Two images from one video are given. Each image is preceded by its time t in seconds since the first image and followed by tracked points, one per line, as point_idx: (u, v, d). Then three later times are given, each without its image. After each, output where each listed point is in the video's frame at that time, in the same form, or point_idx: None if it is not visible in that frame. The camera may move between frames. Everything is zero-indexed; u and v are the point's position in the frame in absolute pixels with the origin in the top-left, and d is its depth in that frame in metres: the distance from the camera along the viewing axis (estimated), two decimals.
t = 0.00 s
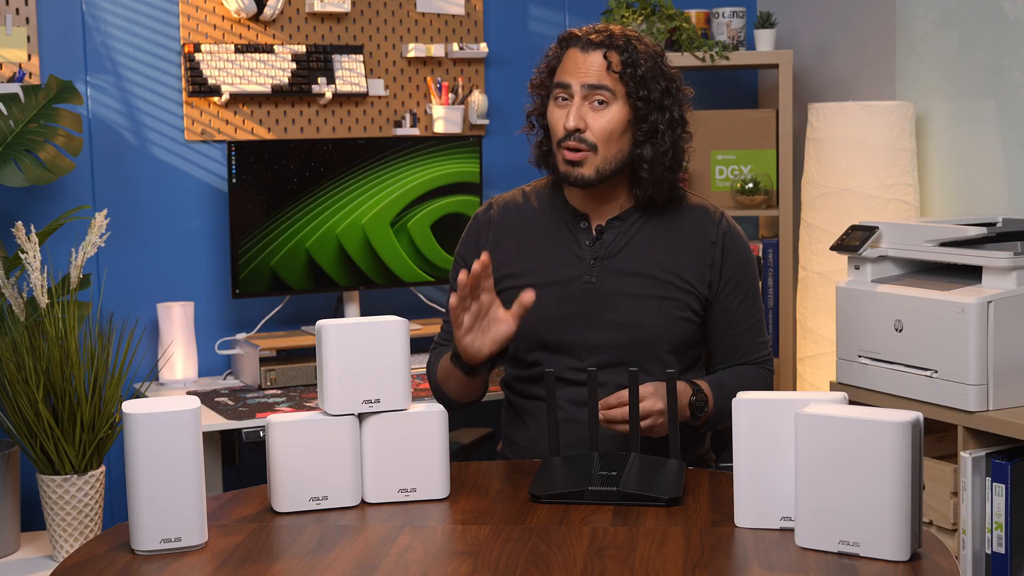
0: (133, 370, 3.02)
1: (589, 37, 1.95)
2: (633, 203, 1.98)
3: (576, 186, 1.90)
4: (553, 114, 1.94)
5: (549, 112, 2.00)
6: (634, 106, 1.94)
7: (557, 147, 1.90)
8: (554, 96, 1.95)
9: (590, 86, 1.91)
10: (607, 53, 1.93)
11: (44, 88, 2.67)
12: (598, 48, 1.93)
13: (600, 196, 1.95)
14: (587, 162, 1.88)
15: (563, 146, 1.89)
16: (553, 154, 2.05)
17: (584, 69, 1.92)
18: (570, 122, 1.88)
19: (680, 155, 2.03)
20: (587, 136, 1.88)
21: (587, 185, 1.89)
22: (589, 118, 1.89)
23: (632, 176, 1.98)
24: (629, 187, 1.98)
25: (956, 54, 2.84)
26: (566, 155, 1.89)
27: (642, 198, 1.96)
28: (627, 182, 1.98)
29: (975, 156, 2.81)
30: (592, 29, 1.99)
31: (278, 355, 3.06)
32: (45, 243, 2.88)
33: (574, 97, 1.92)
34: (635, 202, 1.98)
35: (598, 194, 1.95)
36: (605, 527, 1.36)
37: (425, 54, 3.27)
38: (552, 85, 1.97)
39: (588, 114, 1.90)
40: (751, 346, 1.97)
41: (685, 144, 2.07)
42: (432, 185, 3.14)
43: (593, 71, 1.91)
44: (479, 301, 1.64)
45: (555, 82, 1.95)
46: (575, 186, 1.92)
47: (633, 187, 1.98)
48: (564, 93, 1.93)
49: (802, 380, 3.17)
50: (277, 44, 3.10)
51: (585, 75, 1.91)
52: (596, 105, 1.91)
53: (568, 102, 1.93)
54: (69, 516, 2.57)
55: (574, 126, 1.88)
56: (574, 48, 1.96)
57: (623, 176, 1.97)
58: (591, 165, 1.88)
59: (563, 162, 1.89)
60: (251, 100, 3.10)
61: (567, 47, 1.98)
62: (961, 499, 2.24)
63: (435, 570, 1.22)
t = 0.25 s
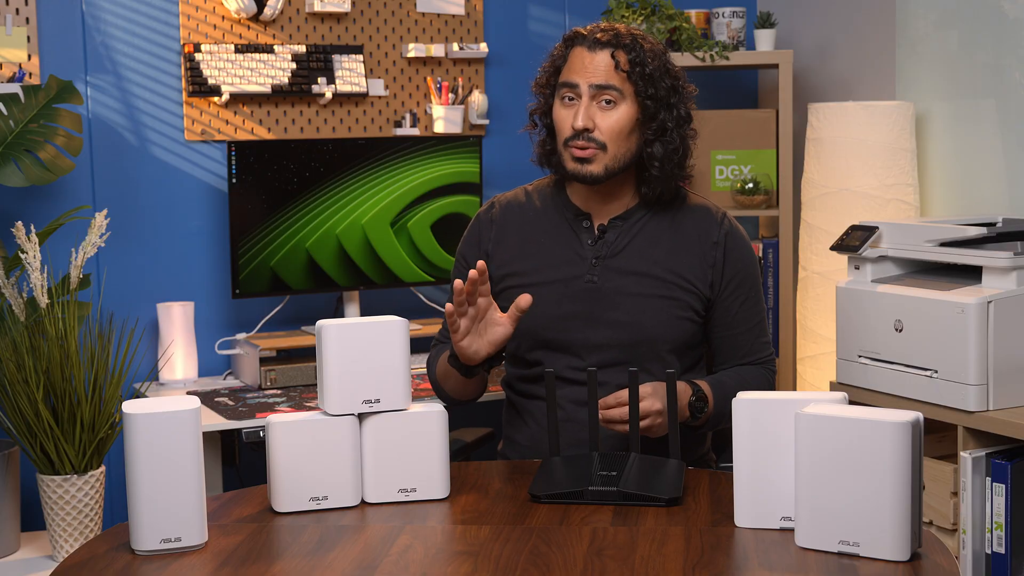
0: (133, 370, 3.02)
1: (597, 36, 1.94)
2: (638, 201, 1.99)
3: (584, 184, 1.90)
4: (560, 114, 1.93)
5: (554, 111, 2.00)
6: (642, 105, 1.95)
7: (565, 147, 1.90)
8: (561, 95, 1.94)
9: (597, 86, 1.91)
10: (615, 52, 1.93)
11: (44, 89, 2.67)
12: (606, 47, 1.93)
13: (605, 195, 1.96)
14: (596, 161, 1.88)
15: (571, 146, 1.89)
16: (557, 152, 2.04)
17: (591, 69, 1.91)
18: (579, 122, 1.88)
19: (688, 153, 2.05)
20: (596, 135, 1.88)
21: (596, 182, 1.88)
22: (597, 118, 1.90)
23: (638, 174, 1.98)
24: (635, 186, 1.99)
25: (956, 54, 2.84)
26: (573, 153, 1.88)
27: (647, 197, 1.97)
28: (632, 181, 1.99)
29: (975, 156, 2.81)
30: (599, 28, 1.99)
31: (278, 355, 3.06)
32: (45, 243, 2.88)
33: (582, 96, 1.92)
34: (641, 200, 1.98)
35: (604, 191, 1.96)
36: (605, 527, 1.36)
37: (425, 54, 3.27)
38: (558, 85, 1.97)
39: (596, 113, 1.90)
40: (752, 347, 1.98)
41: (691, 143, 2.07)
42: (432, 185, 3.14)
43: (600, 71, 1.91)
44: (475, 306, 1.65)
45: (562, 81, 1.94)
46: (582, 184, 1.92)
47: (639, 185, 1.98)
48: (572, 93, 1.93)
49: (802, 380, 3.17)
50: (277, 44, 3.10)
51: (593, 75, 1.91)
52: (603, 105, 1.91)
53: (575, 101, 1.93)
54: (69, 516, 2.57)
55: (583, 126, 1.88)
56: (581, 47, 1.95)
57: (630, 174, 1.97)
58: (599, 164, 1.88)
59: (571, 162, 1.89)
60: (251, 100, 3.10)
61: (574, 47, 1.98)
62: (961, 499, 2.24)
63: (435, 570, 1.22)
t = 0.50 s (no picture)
0: (133, 370, 3.02)
1: (601, 39, 1.94)
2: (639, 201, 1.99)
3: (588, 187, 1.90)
4: (564, 116, 1.93)
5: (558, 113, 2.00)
6: (646, 108, 1.95)
7: (569, 150, 1.90)
8: (565, 97, 1.94)
9: (602, 89, 1.91)
10: (620, 55, 1.92)
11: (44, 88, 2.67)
12: (610, 50, 1.93)
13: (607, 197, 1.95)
14: (600, 165, 1.88)
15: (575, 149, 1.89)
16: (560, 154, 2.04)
17: (596, 72, 1.91)
18: (584, 125, 1.88)
19: (689, 155, 2.04)
20: (601, 139, 1.89)
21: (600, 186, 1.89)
22: (601, 121, 1.90)
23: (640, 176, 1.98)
24: (636, 186, 1.99)
25: (956, 54, 2.84)
26: (578, 156, 1.89)
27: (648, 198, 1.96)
28: (633, 182, 1.98)
29: (975, 156, 2.81)
30: (603, 29, 1.98)
31: (278, 355, 3.06)
32: (45, 243, 2.88)
33: (586, 99, 1.92)
34: (643, 200, 1.98)
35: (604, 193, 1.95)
36: (605, 527, 1.36)
37: (425, 54, 3.27)
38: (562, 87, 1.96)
39: (601, 116, 1.91)
40: (752, 347, 1.98)
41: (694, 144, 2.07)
42: (432, 185, 3.14)
43: (605, 74, 1.91)
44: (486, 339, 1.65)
45: (566, 83, 1.94)
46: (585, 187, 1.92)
47: (640, 185, 1.98)
48: (576, 95, 1.93)
49: (802, 380, 3.17)
50: (277, 44, 3.10)
51: (597, 78, 1.91)
52: (608, 108, 1.92)
53: (580, 104, 1.93)
54: (69, 516, 2.57)
55: (588, 129, 1.88)
56: (585, 49, 1.95)
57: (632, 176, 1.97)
58: (604, 169, 1.88)
59: (575, 165, 1.89)
60: (251, 100, 3.10)
61: (578, 49, 1.97)
62: (961, 499, 2.24)
63: (435, 570, 1.22)
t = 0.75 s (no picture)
0: (133, 370, 3.02)
1: (598, 40, 1.94)
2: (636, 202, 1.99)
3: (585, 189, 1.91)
4: (562, 117, 1.94)
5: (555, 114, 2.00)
6: (643, 108, 1.95)
7: (567, 152, 1.90)
8: (562, 98, 1.94)
9: (600, 90, 1.91)
10: (617, 56, 1.92)
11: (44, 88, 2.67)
12: (607, 51, 1.93)
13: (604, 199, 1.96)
14: (597, 167, 1.89)
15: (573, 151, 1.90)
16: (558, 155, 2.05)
17: (593, 73, 1.91)
18: (581, 127, 1.88)
19: (686, 155, 2.05)
20: (598, 141, 1.89)
21: (597, 188, 1.89)
22: (599, 122, 1.90)
23: (637, 177, 1.98)
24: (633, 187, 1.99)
25: (956, 54, 2.84)
26: (575, 158, 1.89)
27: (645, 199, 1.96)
28: (630, 183, 1.99)
29: (975, 156, 2.81)
30: (600, 30, 1.98)
31: (278, 355, 3.06)
32: (45, 243, 2.88)
33: (584, 100, 1.92)
34: (639, 201, 1.98)
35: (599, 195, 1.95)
36: (605, 527, 1.36)
37: (425, 54, 3.26)
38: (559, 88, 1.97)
39: (598, 118, 1.91)
40: (752, 346, 1.97)
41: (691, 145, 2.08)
42: (432, 185, 3.14)
43: (602, 74, 1.91)
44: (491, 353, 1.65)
45: (564, 84, 1.94)
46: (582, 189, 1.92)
47: (637, 187, 1.98)
48: (574, 96, 1.93)
49: (802, 380, 3.17)
50: (277, 45, 3.10)
51: (594, 79, 1.91)
52: (605, 109, 1.92)
53: (577, 105, 1.93)
54: (69, 516, 2.57)
55: (585, 131, 1.88)
56: (582, 50, 1.95)
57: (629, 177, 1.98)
58: (602, 171, 1.89)
59: (573, 167, 1.90)
60: (251, 100, 3.10)
61: (575, 49, 1.97)
62: (961, 499, 2.24)
63: (435, 570, 1.22)
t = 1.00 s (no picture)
0: (133, 370, 3.02)
1: (591, 33, 1.95)
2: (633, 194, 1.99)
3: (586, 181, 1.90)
4: (558, 111, 1.93)
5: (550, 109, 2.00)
6: (637, 99, 1.97)
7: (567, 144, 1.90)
8: (558, 92, 1.94)
9: (596, 81, 1.92)
10: (610, 48, 1.94)
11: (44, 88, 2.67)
12: (601, 43, 1.94)
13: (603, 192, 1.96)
14: (597, 157, 1.88)
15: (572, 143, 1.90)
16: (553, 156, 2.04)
17: (588, 65, 1.92)
18: (580, 117, 1.89)
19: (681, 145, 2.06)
20: (597, 132, 1.89)
21: (598, 178, 1.89)
22: (597, 113, 1.91)
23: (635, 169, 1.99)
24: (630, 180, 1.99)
25: (956, 54, 2.84)
26: (574, 150, 1.89)
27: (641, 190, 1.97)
28: (627, 176, 1.99)
29: (975, 155, 2.81)
30: (591, 25, 2.00)
31: (278, 355, 3.06)
32: (45, 243, 2.88)
33: (580, 93, 1.92)
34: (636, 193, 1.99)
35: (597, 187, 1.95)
36: (605, 527, 1.36)
37: (425, 54, 3.27)
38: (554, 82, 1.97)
39: (595, 109, 1.91)
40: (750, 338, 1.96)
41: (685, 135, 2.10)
42: (432, 185, 3.14)
43: (597, 66, 1.92)
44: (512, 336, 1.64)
45: (558, 78, 1.95)
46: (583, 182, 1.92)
47: (635, 179, 1.99)
48: (570, 89, 1.93)
49: (802, 380, 3.17)
50: (277, 44, 3.10)
51: (590, 71, 1.92)
52: (603, 100, 1.92)
53: (573, 98, 1.93)
54: (69, 516, 2.57)
55: (584, 121, 1.89)
56: (575, 44, 1.96)
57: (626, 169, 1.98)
58: (602, 161, 1.89)
59: (573, 159, 1.89)
60: (250, 100, 3.10)
61: (568, 44, 1.98)
62: (961, 499, 2.24)
63: (435, 570, 1.22)
